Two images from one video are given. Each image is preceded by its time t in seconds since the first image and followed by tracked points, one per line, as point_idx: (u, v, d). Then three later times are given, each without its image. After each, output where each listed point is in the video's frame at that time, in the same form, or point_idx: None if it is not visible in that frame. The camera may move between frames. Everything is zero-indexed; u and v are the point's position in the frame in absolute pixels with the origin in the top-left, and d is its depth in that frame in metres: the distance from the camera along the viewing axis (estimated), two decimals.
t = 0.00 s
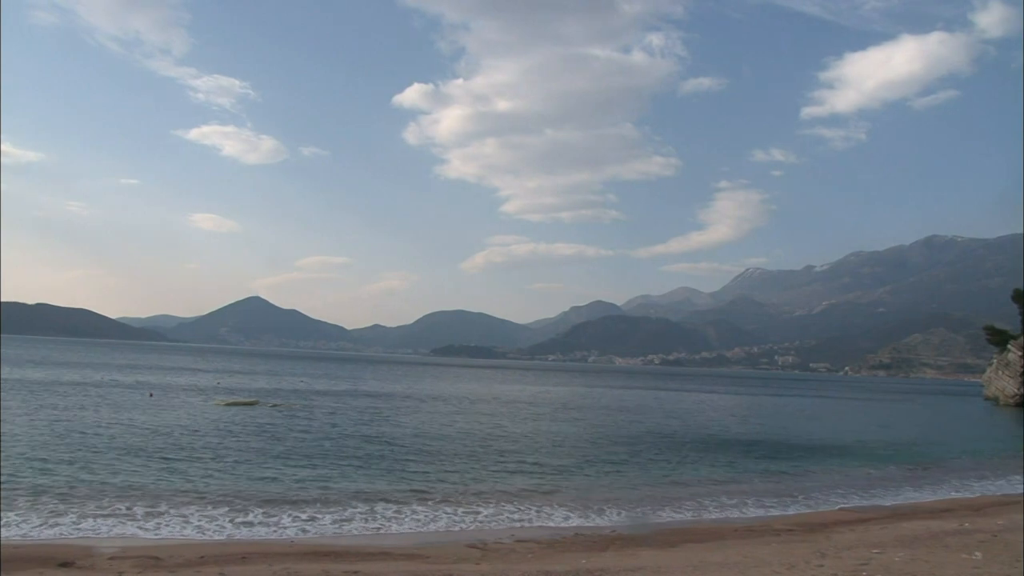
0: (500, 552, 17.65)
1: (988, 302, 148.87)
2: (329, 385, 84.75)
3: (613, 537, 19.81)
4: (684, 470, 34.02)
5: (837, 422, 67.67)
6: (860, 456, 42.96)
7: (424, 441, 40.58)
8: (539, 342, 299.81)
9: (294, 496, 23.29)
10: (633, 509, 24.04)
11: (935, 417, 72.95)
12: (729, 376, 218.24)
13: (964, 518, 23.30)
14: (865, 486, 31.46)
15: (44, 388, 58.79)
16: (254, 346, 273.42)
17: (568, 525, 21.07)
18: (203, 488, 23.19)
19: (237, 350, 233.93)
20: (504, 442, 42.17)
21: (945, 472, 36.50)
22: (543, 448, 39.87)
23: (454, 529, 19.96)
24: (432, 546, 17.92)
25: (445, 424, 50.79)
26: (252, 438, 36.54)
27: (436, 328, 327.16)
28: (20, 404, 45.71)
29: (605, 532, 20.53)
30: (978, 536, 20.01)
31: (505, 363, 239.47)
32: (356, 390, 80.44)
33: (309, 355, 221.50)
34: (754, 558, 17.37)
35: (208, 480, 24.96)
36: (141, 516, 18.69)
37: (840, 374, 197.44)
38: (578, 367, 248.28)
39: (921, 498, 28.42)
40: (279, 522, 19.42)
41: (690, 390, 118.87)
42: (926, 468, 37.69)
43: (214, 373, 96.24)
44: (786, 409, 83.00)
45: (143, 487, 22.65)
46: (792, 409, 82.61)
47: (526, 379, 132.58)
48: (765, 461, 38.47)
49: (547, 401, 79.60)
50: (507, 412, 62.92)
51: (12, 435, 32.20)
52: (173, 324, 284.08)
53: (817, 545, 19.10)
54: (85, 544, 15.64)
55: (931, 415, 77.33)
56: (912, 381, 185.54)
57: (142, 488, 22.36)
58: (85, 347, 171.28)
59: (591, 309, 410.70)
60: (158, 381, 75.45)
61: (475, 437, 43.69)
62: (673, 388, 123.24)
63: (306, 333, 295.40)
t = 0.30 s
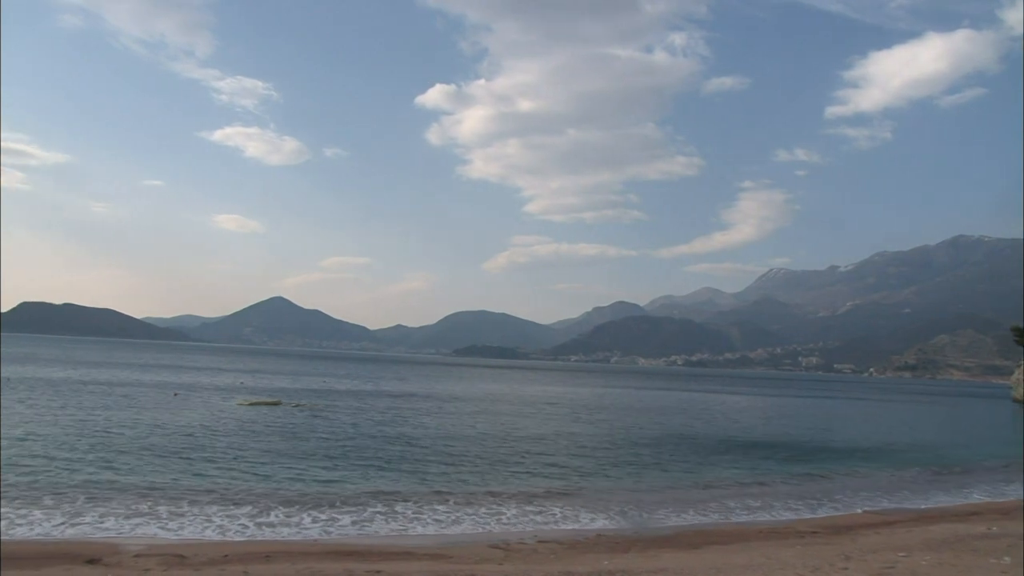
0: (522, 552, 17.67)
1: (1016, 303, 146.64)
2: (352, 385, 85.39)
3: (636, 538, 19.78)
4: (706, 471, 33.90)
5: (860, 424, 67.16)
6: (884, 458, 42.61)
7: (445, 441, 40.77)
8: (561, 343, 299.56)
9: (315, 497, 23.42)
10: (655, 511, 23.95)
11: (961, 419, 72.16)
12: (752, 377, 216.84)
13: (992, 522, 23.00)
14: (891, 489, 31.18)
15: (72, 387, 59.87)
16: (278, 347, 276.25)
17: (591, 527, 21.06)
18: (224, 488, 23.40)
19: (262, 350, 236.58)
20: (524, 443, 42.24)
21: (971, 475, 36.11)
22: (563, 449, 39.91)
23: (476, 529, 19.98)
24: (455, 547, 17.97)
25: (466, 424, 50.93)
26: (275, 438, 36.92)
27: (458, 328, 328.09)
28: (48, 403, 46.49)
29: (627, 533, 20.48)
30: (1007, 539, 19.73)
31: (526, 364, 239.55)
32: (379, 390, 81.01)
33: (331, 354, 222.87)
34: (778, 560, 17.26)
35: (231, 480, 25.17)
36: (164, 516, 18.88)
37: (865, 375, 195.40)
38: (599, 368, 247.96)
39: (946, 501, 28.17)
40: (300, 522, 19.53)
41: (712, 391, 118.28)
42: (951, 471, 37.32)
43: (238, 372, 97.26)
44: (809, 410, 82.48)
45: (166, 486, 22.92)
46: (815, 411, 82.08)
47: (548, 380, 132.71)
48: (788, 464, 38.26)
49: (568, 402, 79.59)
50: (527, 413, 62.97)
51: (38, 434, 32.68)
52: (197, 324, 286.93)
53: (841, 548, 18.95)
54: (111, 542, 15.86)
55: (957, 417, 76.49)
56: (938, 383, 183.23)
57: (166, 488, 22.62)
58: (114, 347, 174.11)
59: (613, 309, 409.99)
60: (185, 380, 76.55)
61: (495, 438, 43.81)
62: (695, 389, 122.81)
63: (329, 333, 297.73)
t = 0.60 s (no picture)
0: (546, 552, 17.72)
1: None
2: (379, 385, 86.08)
3: (661, 539, 19.74)
4: (731, 474, 33.67)
5: (889, 426, 66.33)
6: (914, 460, 42.05)
7: (469, 442, 41.00)
8: (587, 344, 298.94)
9: (341, 496, 23.66)
10: (680, 513, 23.90)
11: (994, 421, 70.92)
12: (779, 378, 215.04)
13: None
14: (920, 492, 30.82)
15: (103, 387, 60.85)
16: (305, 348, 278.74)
17: (615, 528, 21.06)
18: (249, 487, 23.66)
19: (289, 350, 238.91)
20: (549, 443, 42.34)
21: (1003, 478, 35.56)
22: (587, 450, 39.85)
23: (500, 530, 20.03)
24: (482, 547, 18.07)
25: (490, 425, 51.07)
26: (301, 437, 37.31)
27: (483, 328, 328.69)
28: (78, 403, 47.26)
29: (653, 534, 20.45)
30: None
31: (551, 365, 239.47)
32: (405, 390, 81.43)
33: (358, 354, 224.22)
34: (804, 562, 17.19)
35: (258, 479, 25.47)
36: (190, 515, 19.14)
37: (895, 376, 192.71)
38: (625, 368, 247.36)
39: (977, 505, 27.77)
40: (324, 522, 19.70)
41: (739, 392, 117.42)
42: (983, 474, 36.75)
43: (267, 372, 98.33)
44: (837, 412, 81.62)
45: (191, 485, 23.20)
46: (844, 412, 81.16)
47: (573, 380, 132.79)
48: (815, 465, 37.98)
49: (593, 402, 79.56)
50: (552, 414, 62.99)
51: (70, 433, 33.33)
52: (226, 324, 290.08)
53: (868, 550, 18.78)
54: (139, 540, 16.11)
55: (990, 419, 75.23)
56: (970, 385, 180.14)
57: (193, 487, 22.97)
58: (145, 347, 176.79)
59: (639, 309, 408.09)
60: (214, 380, 77.56)
61: (520, 438, 43.92)
62: (721, 390, 121.99)
63: (355, 333, 299.90)
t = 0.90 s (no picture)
0: (572, 553, 17.75)
1: None
2: (405, 385, 86.51)
3: (688, 540, 19.69)
4: (759, 476, 33.40)
5: (921, 428, 65.30)
6: (948, 464, 41.36)
7: (495, 442, 41.14)
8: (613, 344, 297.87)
9: (366, 497, 23.83)
10: (708, 515, 23.77)
11: None
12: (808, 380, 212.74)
13: None
14: (953, 496, 30.33)
15: (133, 386, 61.78)
16: (331, 347, 280.82)
17: (641, 530, 21.02)
18: (276, 487, 23.94)
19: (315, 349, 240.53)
20: (574, 444, 42.29)
21: None
22: (613, 451, 39.74)
23: (525, 532, 20.06)
24: (508, 547, 18.16)
25: (515, 425, 51.11)
26: (328, 437, 37.67)
27: (509, 328, 328.89)
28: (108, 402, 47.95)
29: (679, 536, 20.38)
30: None
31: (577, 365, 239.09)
32: (429, 390, 81.71)
33: (385, 354, 225.47)
34: (834, 566, 17.04)
35: (285, 479, 25.76)
36: (218, 514, 19.42)
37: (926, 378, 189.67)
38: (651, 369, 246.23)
39: (1012, 509, 27.26)
40: (349, 521, 19.86)
41: (768, 394, 116.32)
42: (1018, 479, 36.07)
43: (295, 372, 99.28)
44: (868, 414, 80.46)
45: (219, 485, 23.47)
46: (875, 414, 80.01)
47: (600, 380, 132.45)
48: (845, 468, 37.53)
49: (619, 403, 79.29)
50: (578, 414, 62.90)
51: (103, 432, 33.94)
52: (255, 325, 293.23)
53: (899, 554, 18.56)
54: (169, 538, 16.37)
55: None
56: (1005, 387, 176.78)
57: (222, 486, 23.30)
58: (175, 346, 179.17)
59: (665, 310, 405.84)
60: (242, 379, 78.40)
61: (546, 439, 43.88)
62: (749, 391, 120.95)
63: (380, 333, 301.51)
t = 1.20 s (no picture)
0: (602, 554, 17.73)
1: None
2: (435, 385, 86.89)
3: (719, 542, 19.61)
4: (791, 478, 33.07)
5: (957, 431, 64.20)
6: (984, 467, 40.62)
7: (523, 442, 41.19)
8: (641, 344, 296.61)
9: (394, 496, 24.00)
10: (738, 517, 23.61)
11: None
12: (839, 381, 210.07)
13: None
14: (990, 500, 29.79)
15: (165, 385, 62.70)
16: (360, 347, 282.72)
17: (669, 531, 20.93)
18: (305, 486, 24.19)
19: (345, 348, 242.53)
20: (602, 444, 42.22)
21: None
22: (642, 452, 39.58)
23: (552, 532, 20.08)
24: (537, 547, 18.22)
25: (543, 425, 51.15)
26: (357, 437, 37.99)
27: (538, 328, 328.82)
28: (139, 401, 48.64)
29: (709, 537, 20.27)
30: None
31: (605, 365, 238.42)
32: (457, 390, 82.00)
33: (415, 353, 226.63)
34: (866, 569, 16.87)
35: (314, 478, 26.04)
36: (248, 512, 19.70)
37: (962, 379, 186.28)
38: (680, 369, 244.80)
39: None
40: (374, 521, 19.97)
41: (799, 395, 115.13)
42: None
43: (326, 371, 100.25)
44: (902, 416, 79.27)
45: (245, 484, 23.69)
46: (910, 416, 78.81)
47: (628, 381, 132.11)
48: (878, 471, 37.04)
49: (647, 403, 79.01)
50: (607, 414, 62.81)
51: (137, 431, 34.53)
52: (286, 324, 296.21)
53: (934, 558, 18.30)
54: (201, 536, 16.64)
55: None
56: None
57: (253, 485, 23.62)
58: (209, 345, 181.73)
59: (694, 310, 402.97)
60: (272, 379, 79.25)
61: (574, 439, 43.83)
62: (779, 392, 119.85)
63: (409, 332, 302.99)
